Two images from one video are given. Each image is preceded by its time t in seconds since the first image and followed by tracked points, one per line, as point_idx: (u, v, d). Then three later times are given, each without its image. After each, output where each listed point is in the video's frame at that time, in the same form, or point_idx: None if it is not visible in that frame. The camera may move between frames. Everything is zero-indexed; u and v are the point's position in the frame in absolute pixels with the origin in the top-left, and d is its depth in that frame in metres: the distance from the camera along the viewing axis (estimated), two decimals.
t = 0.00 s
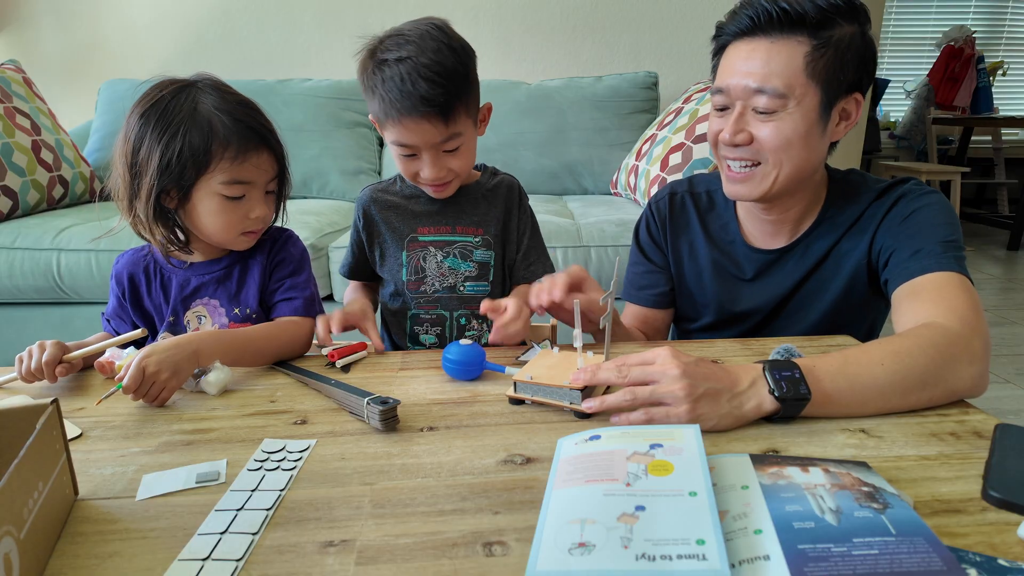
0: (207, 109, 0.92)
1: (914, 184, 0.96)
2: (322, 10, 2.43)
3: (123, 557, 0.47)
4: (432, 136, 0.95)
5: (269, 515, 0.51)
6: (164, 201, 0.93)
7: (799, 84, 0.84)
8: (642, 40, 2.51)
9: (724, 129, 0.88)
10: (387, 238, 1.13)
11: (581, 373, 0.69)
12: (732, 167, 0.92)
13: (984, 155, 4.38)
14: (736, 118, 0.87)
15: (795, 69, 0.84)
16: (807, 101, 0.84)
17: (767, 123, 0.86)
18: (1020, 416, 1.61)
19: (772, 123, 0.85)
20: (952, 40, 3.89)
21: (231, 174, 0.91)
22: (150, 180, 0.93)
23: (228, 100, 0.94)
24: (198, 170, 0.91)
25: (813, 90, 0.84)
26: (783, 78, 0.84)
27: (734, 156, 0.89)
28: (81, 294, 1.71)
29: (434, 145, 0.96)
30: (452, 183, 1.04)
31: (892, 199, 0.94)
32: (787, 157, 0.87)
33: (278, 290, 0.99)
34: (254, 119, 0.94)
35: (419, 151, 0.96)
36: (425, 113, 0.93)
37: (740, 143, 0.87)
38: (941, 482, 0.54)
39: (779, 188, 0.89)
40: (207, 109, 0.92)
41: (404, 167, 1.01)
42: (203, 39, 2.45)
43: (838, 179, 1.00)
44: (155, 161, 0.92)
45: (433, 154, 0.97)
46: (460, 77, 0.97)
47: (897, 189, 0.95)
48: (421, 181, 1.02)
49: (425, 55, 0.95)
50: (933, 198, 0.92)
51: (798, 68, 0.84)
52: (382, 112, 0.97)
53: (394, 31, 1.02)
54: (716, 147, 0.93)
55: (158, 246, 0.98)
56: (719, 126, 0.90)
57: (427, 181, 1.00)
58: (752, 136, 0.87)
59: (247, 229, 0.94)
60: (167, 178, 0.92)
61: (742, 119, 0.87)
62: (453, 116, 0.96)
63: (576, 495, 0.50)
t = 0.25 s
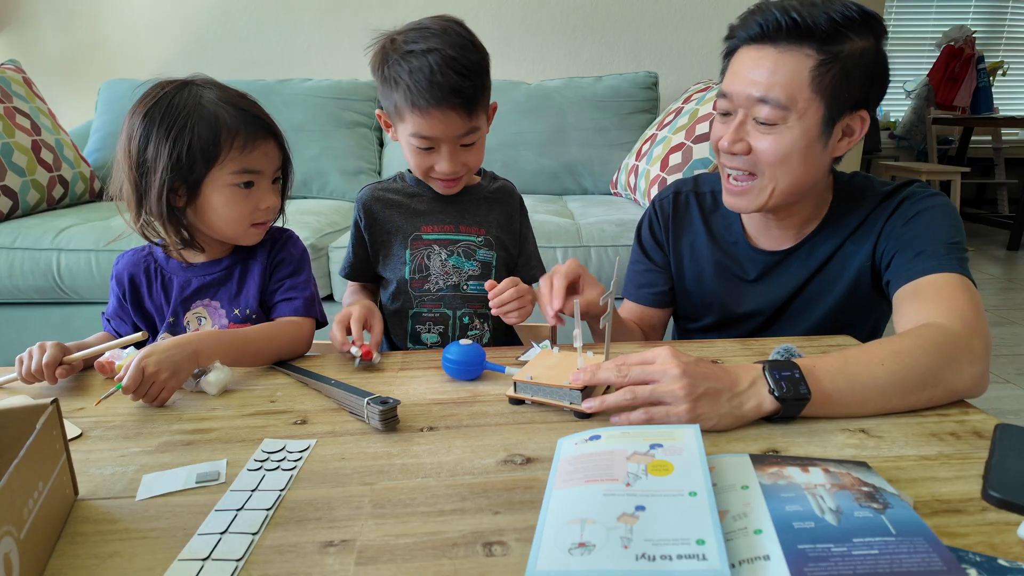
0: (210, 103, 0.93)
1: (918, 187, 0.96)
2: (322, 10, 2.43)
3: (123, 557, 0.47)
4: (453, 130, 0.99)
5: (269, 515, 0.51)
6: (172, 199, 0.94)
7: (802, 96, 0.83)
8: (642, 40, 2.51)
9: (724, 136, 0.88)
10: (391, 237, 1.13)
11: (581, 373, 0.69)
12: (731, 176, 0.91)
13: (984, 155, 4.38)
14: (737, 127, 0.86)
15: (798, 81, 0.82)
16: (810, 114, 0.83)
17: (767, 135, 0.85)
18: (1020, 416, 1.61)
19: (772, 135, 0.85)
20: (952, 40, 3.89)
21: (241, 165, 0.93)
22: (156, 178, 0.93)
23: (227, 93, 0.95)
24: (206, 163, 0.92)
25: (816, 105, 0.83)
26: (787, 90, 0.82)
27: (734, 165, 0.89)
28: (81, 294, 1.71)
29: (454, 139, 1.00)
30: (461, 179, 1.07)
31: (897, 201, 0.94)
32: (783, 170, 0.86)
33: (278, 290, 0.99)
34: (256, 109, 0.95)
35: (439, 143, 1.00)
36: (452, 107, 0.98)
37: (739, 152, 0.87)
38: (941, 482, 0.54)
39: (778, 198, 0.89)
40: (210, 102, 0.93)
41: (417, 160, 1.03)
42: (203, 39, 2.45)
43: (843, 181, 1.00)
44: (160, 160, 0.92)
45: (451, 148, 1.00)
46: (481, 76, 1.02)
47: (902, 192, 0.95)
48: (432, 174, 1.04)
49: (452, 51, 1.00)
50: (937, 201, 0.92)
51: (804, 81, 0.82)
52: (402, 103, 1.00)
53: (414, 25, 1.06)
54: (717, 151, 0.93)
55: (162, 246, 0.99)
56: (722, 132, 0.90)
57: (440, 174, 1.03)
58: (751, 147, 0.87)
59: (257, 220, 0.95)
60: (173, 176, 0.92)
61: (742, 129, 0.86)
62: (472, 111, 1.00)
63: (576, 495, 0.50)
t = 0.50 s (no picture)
0: (207, 98, 0.93)
1: (919, 189, 0.96)
2: (322, 10, 2.43)
3: (123, 557, 0.47)
4: (466, 121, 1.00)
5: (269, 515, 0.51)
6: (178, 196, 0.94)
7: (812, 100, 0.83)
8: (642, 39, 2.51)
9: (727, 133, 0.88)
10: (391, 236, 1.13)
11: (581, 373, 0.68)
12: (726, 174, 0.91)
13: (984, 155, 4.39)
14: (740, 126, 0.87)
15: (811, 85, 0.82)
16: (815, 125, 0.83)
17: (772, 138, 0.85)
18: (1019, 416, 1.61)
19: (774, 140, 0.85)
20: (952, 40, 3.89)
21: (245, 155, 0.94)
22: (161, 176, 0.93)
23: (222, 89, 0.96)
24: (207, 157, 0.92)
25: (824, 115, 0.83)
26: (797, 95, 0.83)
27: (730, 165, 0.89)
28: (81, 294, 1.71)
29: (465, 130, 1.01)
30: (466, 176, 1.08)
31: (897, 202, 0.94)
32: (781, 178, 0.86)
33: (279, 290, 0.99)
34: (252, 101, 0.96)
35: (449, 134, 1.01)
36: (467, 96, 0.99)
37: (737, 153, 0.87)
38: (941, 482, 0.54)
39: (765, 205, 0.90)
40: (206, 96, 0.93)
41: (424, 153, 1.04)
42: (203, 39, 2.45)
43: (845, 184, 1.00)
44: (164, 156, 0.92)
45: (461, 140, 1.01)
46: (495, 72, 1.04)
47: (903, 194, 0.95)
48: (438, 166, 1.05)
49: (470, 45, 1.02)
50: (938, 202, 0.92)
51: (816, 90, 0.82)
52: (417, 91, 1.01)
53: (432, 19, 1.09)
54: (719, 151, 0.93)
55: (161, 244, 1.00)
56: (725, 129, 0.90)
57: (448, 168, 1.04)
58: (751, 149, 0.87)
59: (263, 211, 0.96)
60: (178, 172, 0.92)
61: (747, 127, 0.86)
62: (485, 104, 1.02)
63: (576, 495, 0.50)
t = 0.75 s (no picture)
0: (202, 95, 0.93)
1: (918, 189, 0.96)
2: (322, 10, 2.43)
3: (123, 557, 0.47)
4: (463, 123, 1.00)
5: (269, 515, 0.51)
6: (180, 193, 0.94)
7: (810, 117, 0.83)
8: (643, 39, 2.51)
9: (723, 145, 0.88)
10: (389, 238, 1.13)
11: (581, 373, 0.68)
12: (723, 186, 0.91)
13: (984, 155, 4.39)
14: (737, 140, 0.86)
15: (808, 102, 0.82)
16: (812, 141, 0.83)
17: (769, 153, 0.85)
18: (1020, 416, 1.61)
19: (772, 153, 0.85)
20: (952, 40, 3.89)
21: (243, 148, 0.94)
22: (162, 173, 0.93)
23: (217, 86, 0.96)
24: (206, 151, 0.92)
25: (820, 133, 0.83)
26: (795, 110, 0.83)
27: (728, 176, 0.89)
28: (81, 294, 1.71)
29: (463, 132, 1.01)
30: (463, 177, 1.07)
31: (898, 203, 0.94)
32: (778, 190, 0.86)
33: (279, 289, 0.99)
34: (248, 95, 0.97)
35: (446, 135, 1.01)
36: (464, 98, 0.99)
37: (735, 165, 0.87)
38: (941, 482, 0.54)
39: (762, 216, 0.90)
40: (200, 92, 0.93)
41: (422, 154, 1.04)
42: (203, 39, 2.45)
43: (846, 185, 1.00)
44: (163, 154, 0.92)
45: (459, 141, 1.01)
46: (494, 72, 1.04)
47: (903, 195, 0.95)
48: (435, 167, 1.05)
49: (468, 45, 1.02)
50: (938, 202, 0.92)
51: (814, 106, 0.82)
52: (415, 92, 1.01)
53: (432, 18, 1.08)
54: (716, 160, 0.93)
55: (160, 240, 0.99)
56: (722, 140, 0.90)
57: (444, 169, 1.04)
58: (747, 162, 0.87)
59: (265, 205, 0.96)
60: (178, 169, 0.92)
61: (743, 140, 0.86)
62: (483, 105, 1.02)
63: (576, 495, 0.50)
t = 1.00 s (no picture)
0: (212, 91, 0.94)
1: (915, 187, 0.96)
2: (322, 10, 2.43)
3: (123, 557, 0.47)
4: (458, 125, 1.00)
5: (269, 515, 0.51)
6: (187, 186, 0.94)
7: (802, 125, 0.82)
8: (643, 39, 2.51)
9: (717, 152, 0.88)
10: (390, 239, 1.13)
11: (581, 372, 0.69)
12: (721, 191, 0.92)
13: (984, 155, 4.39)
14: (730, 146, 0.86)
15: (800, 112, 0.82)
16: (806, 149, 0.83)
17: (764, 160, 0.85)
18: (1020, 416, 1.61)
19: (765, 160, 0.85)
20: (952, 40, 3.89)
21: (252, 143, 0.94)
22: (170, 166, 0.93)
23: (229, 84, 0.97)
24: (212, 147, 0.93)
25: (812, 141, 0.83)
26: (788, 118, 0.82)
27: (726, 181, 0.89)
28: (81, 294, 1.71)
29: (459, 134, 1.01)
30: (460, 178, 1.07)
31: (896, 202, 0.94)
32: (773, 196, 0.86)
33: (279, 288, 0.99)
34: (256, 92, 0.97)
35: (443, 138, 1.01)
36: (460, 101, 1.00)
37: (732, 170, 0.87)
38: (941, 482, 0.54)
39: (757, 221, 0.90)
40: (213, 89, 0.94)
41: (419, 155, 1.04)
42: (203, 39, 2.45)
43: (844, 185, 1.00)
44: (173, 147, 0.93)
45: (456, 143, 1.01)
46: (490, 74, 1.04)
47: (901, 194, 0.95)
48: (432, 168, 1.05)
49: (464, 48, 1.03)
50: (937, 201, 0.92)
51: (807, 115, 0.82)
52: (412, 96, 1.02)
53: (429, 20, 1.09)
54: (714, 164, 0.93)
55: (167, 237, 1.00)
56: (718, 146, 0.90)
57: (440, 170, 1.04)
58: (741, 167, 0.87)
59: (270, 200, 0.96)
60: (186, 163, 0.93)
61: (738, 146, 0.86)
62: (479, 108, 1.02)
63: (576, 495, 0.50)
